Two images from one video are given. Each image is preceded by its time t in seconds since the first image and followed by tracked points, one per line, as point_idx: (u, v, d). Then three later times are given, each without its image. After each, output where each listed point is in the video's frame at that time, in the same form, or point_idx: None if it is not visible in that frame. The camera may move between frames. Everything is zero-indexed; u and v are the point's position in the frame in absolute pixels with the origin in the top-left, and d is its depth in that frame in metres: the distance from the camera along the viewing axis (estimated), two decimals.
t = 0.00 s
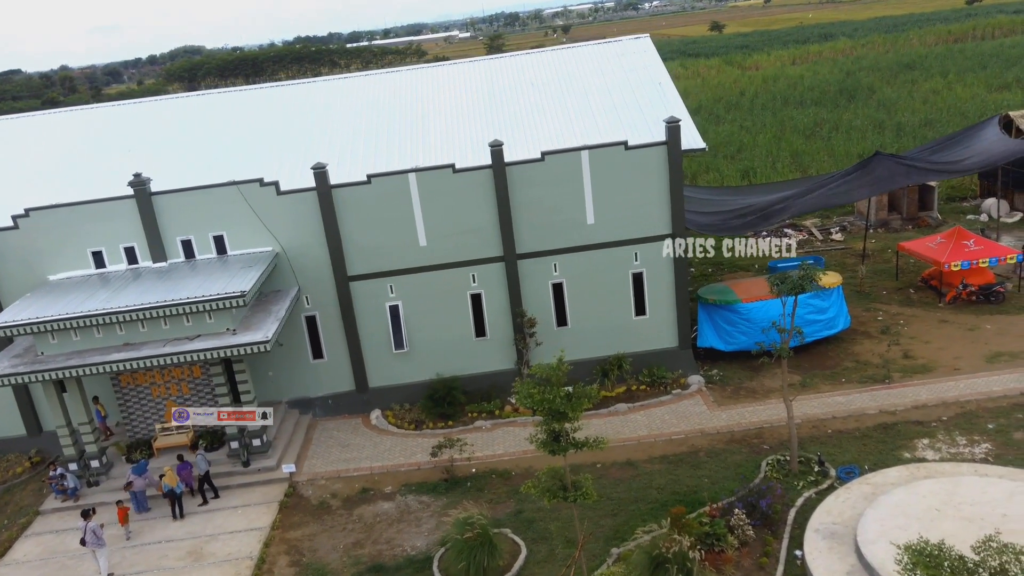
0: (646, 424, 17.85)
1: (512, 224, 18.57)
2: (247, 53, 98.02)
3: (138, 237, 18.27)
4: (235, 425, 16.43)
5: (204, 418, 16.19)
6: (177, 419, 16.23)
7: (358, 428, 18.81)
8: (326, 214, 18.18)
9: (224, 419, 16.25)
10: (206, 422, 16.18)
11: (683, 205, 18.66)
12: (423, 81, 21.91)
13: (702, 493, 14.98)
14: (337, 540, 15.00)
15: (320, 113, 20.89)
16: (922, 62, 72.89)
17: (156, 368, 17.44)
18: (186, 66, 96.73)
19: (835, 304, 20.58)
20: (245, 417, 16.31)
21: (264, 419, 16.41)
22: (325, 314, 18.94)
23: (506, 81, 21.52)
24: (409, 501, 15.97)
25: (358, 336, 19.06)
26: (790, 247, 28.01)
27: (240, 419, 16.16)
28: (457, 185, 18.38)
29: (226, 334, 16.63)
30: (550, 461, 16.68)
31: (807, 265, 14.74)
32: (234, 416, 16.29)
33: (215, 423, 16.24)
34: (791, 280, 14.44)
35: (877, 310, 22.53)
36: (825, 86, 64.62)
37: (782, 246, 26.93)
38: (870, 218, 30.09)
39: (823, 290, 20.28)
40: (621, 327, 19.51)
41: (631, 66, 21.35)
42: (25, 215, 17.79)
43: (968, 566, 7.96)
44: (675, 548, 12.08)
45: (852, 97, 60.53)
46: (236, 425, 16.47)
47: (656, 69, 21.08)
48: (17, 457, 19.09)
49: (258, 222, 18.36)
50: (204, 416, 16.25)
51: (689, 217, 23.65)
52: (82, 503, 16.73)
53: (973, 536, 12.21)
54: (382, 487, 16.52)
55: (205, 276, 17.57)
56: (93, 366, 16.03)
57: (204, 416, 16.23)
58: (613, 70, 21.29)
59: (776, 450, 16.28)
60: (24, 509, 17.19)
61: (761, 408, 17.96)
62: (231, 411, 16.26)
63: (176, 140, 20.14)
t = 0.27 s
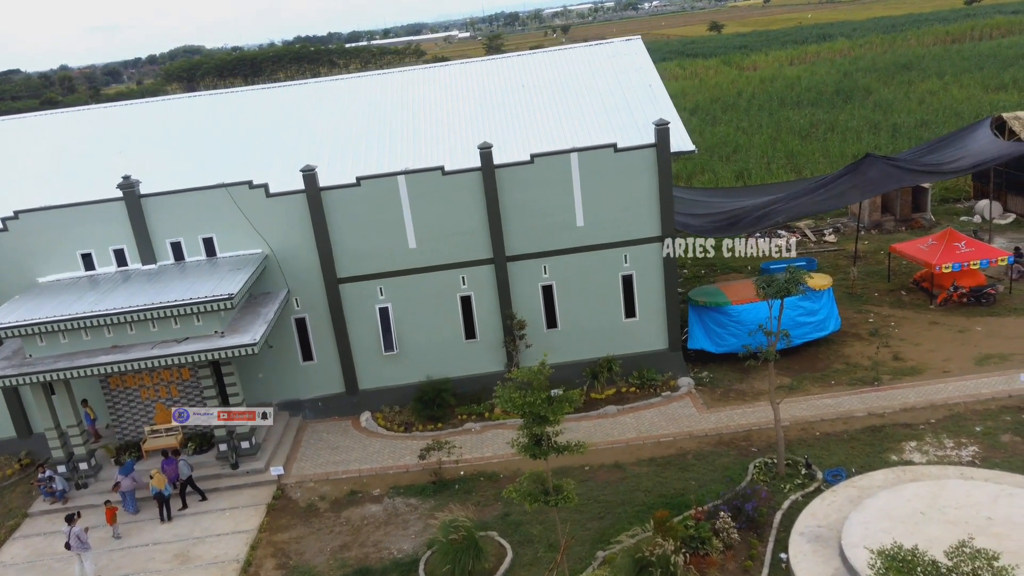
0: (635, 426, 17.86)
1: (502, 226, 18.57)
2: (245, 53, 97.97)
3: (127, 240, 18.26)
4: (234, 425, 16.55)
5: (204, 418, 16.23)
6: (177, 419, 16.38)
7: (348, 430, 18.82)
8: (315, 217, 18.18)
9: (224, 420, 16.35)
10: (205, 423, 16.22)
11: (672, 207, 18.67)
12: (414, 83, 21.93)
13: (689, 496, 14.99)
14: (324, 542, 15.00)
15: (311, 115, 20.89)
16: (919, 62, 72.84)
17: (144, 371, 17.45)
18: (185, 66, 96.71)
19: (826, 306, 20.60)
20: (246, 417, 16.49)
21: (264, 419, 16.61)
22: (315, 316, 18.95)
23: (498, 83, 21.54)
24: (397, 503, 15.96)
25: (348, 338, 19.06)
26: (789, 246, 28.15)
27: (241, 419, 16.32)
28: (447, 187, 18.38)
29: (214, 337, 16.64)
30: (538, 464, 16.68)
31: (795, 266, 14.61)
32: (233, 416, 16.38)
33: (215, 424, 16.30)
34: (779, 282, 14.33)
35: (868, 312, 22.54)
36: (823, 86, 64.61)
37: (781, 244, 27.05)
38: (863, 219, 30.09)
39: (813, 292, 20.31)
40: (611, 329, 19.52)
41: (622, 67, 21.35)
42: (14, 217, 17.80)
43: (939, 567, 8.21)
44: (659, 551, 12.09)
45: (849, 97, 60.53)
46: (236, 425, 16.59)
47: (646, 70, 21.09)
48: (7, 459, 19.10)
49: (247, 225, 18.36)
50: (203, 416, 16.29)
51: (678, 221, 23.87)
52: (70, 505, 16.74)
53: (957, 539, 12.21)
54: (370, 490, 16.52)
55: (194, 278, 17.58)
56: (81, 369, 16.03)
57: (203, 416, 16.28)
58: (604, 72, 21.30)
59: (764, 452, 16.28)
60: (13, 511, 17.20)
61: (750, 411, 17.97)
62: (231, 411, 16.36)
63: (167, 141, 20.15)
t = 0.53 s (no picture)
0: (624, 428, 17.84)
1: (491, 228, 18.56)
2: (243, 53, 97.93)
3: (116, 242, 18.24)
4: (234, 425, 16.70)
5: (204, 418, 16.28)
6: (176, 419, 16.18)
7: (337, 433, 18.81)
8: (304, 219, 18.17)
9: (224, 419, 16.48)
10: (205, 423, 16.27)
11: (661, 210, 18.66)
12: (406, 85, 21.93)
13: (675, 499, 14.98)
14: (310, 545, 14.98)
15: (302, 117, 20.89)
16: (916, 63, 72.84)
17: (133, 373, 17.44)
18: (183, 66, 96.69)
19: (816, 309, 20.59)
20: (246, 417, 16.69)
21: (264, 419, 16.90)
22: (304, 318, 18.93)
23: (489, 85, 21.55)
24: (384, 506, 15.95)
25: (338, 341, 19.04)
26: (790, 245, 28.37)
27: (242, 419, 16.51)
28: (436, 190, 18.37)
29: (201, 339, 16.61)
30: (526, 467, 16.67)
31: (782, 270, 14.56)
32: (234, 416, 16.54)
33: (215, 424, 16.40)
34: (766, 285, 14.29)
35: (859, 314, 22.53)
36: (819, 87, 64.61)
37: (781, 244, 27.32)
38: (857, 221, 30.08)
39: (803, 294, 20.33)
40: (601, 332, 19.51)
41: (613, 69, 21.35)
42: (3, 219, 17.78)
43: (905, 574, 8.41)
44: (643, 555, 12.07)
45: (845, 98, 60.53)
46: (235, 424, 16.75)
47: (637, 72, 21.09)
48: None
49: (236, 227, 18.35)
50: (203, 416, 16.34)
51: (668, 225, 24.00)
52: (58, 507, 16.74)
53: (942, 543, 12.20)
54: (358, 493, 16.51)
55: (182, 281, 17.56)
56: (68, 371, 16.01)
57: (204, 416, 16.35)
58: (595, 74, 21.30)
59: (752, 455, 16.27)
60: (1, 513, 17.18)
61: (739, 413, 17.96)
62: (232, 411, 16.50)
63: (157, 143, 20.15)
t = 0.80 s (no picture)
0: (613, 431, 17.82)
1: (480, 231, 18.53)
2: (242, 53, 97.86)
3: (104, 244, 18.21)
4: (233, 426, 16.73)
5: (205, 419, 16.33)
6: (177, 419, 16.22)
7: (326, 435, 18.79)
8: (292, 221, 18.14)
9: (224, 420, 16.54)
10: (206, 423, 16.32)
11: (651, 213, 18.65)
12: (397, 86, 21.90)
13: (662, 503, 14.95)
14: (297, 549, 14.95)
15: (292, 119, 20.89)
16: (914, 63, 72.79)
17: (120, 376, 17.42)
18: (181, 66, 96.56)
19: (806, 311, 20.59)
20: (246, 417, 16.75)
21: (264, 419, 16.95)
22: (293, 321, 18.91)
23: (480, 86, 21.53)
24: (372, 509, 15.92)
25: (327, 343, 19.02)
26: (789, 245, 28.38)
27: (242, 419, 16.57)
28: (425, 192, 18.34)
29: (189, 342, 16.58)
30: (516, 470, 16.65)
31: (769, 273, 14.53)
32: (234, 416, 16.61)
33: (215, 424, 16.45)
34: (752, 288, 14.27)
35: (850, 316, 22.51)
36: (817, 87, 64.56)
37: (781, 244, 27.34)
38: (850, 222, 30.05)
39: (793, 296, 20.33)
40: (590, 334, 19.50)
41: (605, 71, 21.32)
42: None
43: None
44: (627, 559, 12.04)
45: (842, 99, 60.50)
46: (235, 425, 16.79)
47: (628, 74, 21.07)
48: None
49: (225, 229, 18.32)
50: (204, 416, 16.39)
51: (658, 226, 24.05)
52: (45, 510, 16.72)
53: (926, 548, 12.18)
54: (345, 496, 16.47)
55: (170, 283, 17.52)
56: (54, 374, 15.98)
57: (204, 417, 16.38)
58: (586, 76, 21.27)
59: (740, 458, 16.25)
60: None
61: (727, 416, 17.94)
62: (232, 411, 16.58)
63: (146, 145, 20.13)
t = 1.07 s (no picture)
0: (602, 434, 17.79)
1: (469, 233, 18.50)
2: (240, 53, 97.80)
3: (93, 247, 18.16)
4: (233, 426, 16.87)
5: (205, 418, 16.46)
6: (177, 419, 16.34)
7: (315, 438, 18.75)
8: (281, 223, 18.10)
9: (224, 419, 16.69)
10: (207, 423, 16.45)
11: (640, 216, 18.62)
12: (387, 88, 21.88)
13: (649, 506, 14.91)
14: (283, 552, 14.91)
15: (282, 121, 20.88)
16: (911, 64, 72.73)
17: (108, 379, 17.37)
18: (180, 66, 96.49)
19: (797, 313, 20.56)
20: (246, 417, 16.93)
21: (264, 419, 17.14)
22: (282, 323, 18.88)
23: (470, 89, 21.52)
24: (359, 513, 15.87)
25: (316, 346, 18.99)
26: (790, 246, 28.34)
27: (242, 418, 16.75)
28: (414, 195, 18.30)
29: (176, 345, 16.54)
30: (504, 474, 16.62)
31: (755, 276, 14.50)
32: (233, 416, 16.77)
33: (215, 424, 16.58)
34: (738, 291, 14.24)
35: (842, 319, 22.48)
36: (814, 88, 64.51)
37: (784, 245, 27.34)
38: (844, 224, 30.02)
39: (784, 299, 20.31)
40: (580, 336, 19.47)
41: (596, 74, 21.30)
42: None
43: None
44: (610, 563, 12.02)
45: (839, 99, 60.45)
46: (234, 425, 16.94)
47: (619, 76, 21.04)
48: None
49: (213, 232, 18.28)
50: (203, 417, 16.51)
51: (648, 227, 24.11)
52: (32, 514, 16.67)
53: (911, 553, 12.14)
54: (333, 499, 16.43)
55: (158, 286, 17.49)
56: (41, 377, 15.94)
57: (204, 417, 16.50)
58: (576, 78, 21.26)
59: (728, 462, 16.21)
60: None
61: (717, 419, 17.90)
62: (232, 411, 16.74)
63: (136, 148, 20.12)
